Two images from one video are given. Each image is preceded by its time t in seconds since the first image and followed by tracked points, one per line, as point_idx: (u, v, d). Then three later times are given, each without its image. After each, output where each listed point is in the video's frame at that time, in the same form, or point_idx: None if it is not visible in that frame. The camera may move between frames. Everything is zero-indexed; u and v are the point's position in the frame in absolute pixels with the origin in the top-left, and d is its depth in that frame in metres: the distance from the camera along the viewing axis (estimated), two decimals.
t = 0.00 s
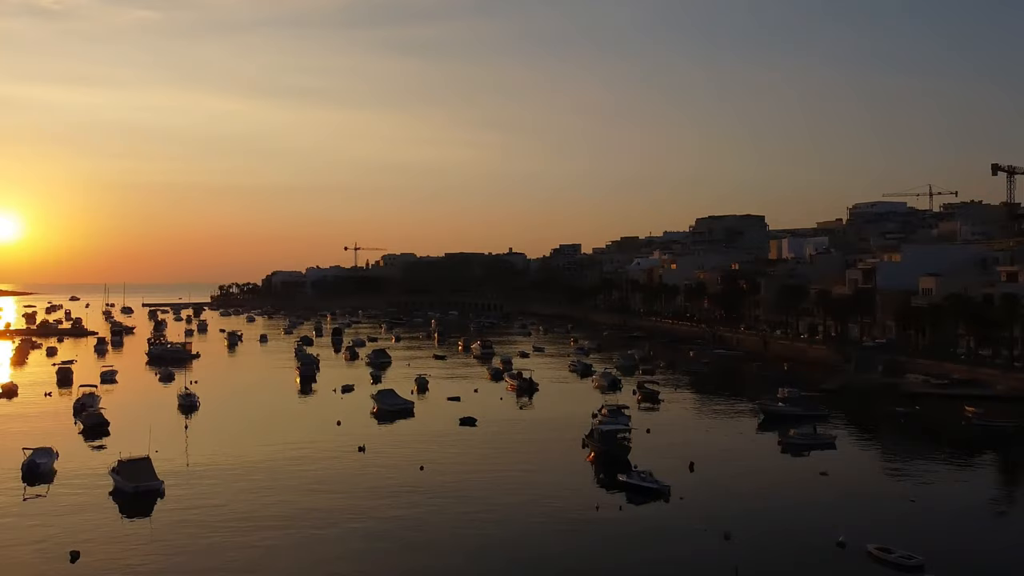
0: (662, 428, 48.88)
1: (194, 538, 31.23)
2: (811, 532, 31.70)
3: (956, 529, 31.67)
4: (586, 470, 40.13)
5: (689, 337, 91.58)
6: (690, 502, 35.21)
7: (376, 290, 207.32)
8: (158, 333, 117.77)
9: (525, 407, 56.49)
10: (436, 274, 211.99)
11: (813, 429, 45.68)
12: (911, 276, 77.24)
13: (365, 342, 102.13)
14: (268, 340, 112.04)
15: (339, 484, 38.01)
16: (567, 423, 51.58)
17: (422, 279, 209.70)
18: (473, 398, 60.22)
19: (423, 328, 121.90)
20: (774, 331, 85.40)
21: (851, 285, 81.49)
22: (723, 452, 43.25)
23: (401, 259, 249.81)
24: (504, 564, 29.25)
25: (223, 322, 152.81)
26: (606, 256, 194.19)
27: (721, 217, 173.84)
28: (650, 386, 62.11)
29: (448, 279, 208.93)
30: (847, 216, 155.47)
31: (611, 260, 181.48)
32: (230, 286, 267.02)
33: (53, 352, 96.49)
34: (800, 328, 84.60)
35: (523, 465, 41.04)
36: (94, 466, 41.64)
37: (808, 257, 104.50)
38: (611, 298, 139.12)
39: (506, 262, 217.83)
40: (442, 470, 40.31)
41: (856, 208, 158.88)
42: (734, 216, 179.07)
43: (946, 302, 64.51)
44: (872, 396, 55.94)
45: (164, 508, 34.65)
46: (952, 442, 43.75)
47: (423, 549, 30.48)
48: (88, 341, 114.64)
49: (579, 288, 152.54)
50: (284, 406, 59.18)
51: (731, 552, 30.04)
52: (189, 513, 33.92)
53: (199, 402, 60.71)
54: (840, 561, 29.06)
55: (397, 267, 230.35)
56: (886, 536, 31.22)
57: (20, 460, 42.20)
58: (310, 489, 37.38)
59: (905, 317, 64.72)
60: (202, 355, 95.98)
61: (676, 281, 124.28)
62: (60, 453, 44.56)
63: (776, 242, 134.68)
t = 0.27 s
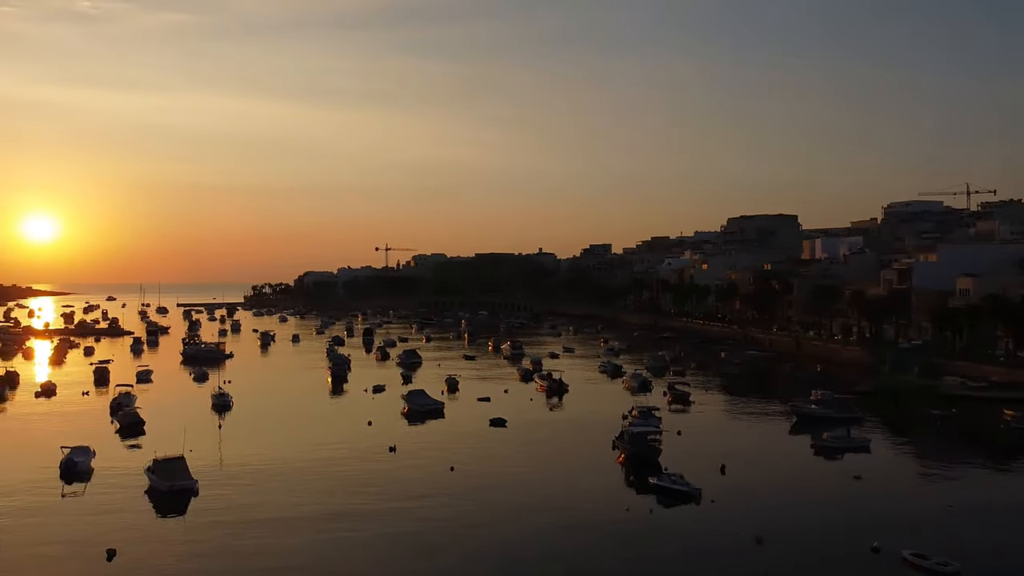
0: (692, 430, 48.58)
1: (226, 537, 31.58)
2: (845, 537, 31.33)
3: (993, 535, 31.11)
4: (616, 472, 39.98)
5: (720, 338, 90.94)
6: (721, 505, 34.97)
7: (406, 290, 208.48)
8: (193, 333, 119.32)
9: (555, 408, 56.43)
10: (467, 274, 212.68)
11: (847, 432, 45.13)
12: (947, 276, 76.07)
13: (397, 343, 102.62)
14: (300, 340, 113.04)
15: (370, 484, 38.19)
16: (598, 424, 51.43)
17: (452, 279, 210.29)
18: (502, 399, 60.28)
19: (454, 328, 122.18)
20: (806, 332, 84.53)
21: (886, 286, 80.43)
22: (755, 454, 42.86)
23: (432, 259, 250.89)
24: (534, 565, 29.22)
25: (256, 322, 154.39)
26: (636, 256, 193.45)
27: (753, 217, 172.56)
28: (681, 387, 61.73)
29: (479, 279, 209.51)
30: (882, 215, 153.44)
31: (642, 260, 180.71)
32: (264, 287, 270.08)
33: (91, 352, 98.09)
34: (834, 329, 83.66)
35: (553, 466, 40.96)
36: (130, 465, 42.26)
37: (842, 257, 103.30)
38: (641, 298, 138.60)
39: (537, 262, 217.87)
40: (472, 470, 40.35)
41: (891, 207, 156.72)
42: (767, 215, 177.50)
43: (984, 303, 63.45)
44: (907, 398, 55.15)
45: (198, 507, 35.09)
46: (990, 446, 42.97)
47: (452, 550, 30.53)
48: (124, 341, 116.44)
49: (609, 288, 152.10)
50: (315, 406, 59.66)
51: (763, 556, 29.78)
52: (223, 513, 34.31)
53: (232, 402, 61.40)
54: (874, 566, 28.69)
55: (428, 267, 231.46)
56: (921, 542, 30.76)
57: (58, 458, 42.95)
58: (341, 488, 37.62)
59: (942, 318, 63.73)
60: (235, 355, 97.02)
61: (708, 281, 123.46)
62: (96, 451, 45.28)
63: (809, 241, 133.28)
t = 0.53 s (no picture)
0: (720, 432, 48.28)
1: (254, 536, 31.87)
2: (875, 541, 31.03)
3: None
4: (642, 474, 39.83)
5: (747, 339, 90.40)
6: (748, 508, 34.74)
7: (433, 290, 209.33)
8: (223, 333, 120.54)
9: (581, 409, 56.38)
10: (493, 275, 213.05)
11: (876, 435, 44.67)
12: (980, 276, 75.04)
13: (423, 343, 103.01)
14: (328, 341, 113.80)
15: (397, 484, 38.39)
16: (625, 425, 51.30)
17: (478, 279, 210.62)
18: (529, 400, 60.33)
19: (480, 329, 122.46)
20: (835, 333, 83.76)
21: (916, 286, 79.48)
22: (783, 457, 42.56)
23: (458, 260, 251.64)
24: (560, 566, 29.24)
25: (284, 322, 155.70)
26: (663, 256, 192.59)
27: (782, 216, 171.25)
28: (708, 388, 61.43)
29: (505, 279, 209.80)
30: (913, 214, 151.47)
31: (669, 261, 180.02)
32: (292, 287, 272.34)
33: (122, 352, 99.42)
34: (863, 330, 82.83)
35: (579, 467, 40.92)
36: (160, 464, 42.78)
37: (872, 257, 102.25)
38: (668, 298, 138.08)
39: (563, 262, 217.77)
40: (499, 471, 40.43)
41: (922, 206, 154.74)
42: (795, 215, 176.05)
43: (1018, 304, 62.47)
44: (938, 400, 54.48)
45: (227, 506, 35.42)
46: None
47: (479, 550, 30.63)
48: (155, 341, 117.86)
49: (636, 288, 151.70)
50: (343, 406, 60.07)
51: (791, 559, 29.59)
52: (252, 511, 34.67)
53: (261, 401, 61.95)
54: (904, 570, 28.40)
55: (454, 268, 232.17)
56: (953, 546, 30.39)
57: (90, 457, 43.57)
58: (368, 487, 37.85)
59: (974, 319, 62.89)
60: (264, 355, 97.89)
61: (735, 281, 122.72)
62: (128, 450, 45.90)
63: (838, 241, 131.99)
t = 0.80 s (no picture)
0: (752, 435, 47.82)
1: (288, 535, 32.19)
2: (911, 547, 30.59)
3: None
4: (673, 477, 39.58)
5: (780, 340, 89.62)
6: (780, 512, 34.42)
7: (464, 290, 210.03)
8: (256, 333, 121.82)
9: (612, 410, 56.20)
10: (524, 275, 213.22)
11: (912, 438, 44.03)
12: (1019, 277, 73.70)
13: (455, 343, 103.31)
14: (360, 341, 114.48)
15: (428, 484, 38.52)
16: (656, 426, 51.04)
17: (509, 279, 210.73)
18: (560, 401, 60.25)
19: (511, 330, 122.62)
20: (870, 334, 82.71)
21: (954, 287, 78.27)
22: (817, 460, 42.12)
23: (489, 260, 252.20)
24: (591, 568, 29.18)
25: (317, 322, 157.00)
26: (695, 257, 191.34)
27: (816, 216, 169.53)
28: (740, 390, 60.95)
29: (536, 279, 209.90)
30: (951, 213, 148.99)
31: (701, 261, 178.95)
32: (324, 287, 274.55)
33: (159, 352, 100.77)
34: (899, 331, 81.71)
35: (610, 469, 40.77)
36: (195, 463, 43.34)
37: (908, 257, 100.84)
38: (700, 299, 137.25)
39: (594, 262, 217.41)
40: (530, 472, 40.42)
41: (961, 205, 152.38)
42: (829, 215, 174.21)
43: None
44: (976, 403, 53.59)
45: (260, 506, 35.80)
46: None
47: (509, 551, 30.67)
48: (190, 340, 119.37)
49: (667, 289, 150.98)
50: (375, 406, 60.42)
51: (824, 564, 29.26)
52: (285, 511, 34.99)
53: (294, 402, 62.47)
54: None
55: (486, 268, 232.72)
56: (991, 552, 29.87)
57: (128, 456, 44.25)
58: (400, 488, 38.02)
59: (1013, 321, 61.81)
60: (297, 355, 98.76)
61: (768, 282, 121.69)
62: (164, 449, 46.55)
63: (874, 241, 130.32)
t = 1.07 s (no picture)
0: (779, 437, 47.45)
1: (314, 535, 32.43)
2: (942, 552, 30.17)
3: None
4: (699, 478, 39.35)
5: (808, 341, 88.85)
6: (807, 515, 34.15)
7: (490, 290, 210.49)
8: (284, 333, 122.77)
9: (638, 411, 55.99)
10: (549, 275, 213.18)
11: (943, 441, 43.45)
12: None
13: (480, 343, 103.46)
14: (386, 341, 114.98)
15: (454, 485, 38.57)
16: (683, 428, 50.75)
17: (535, 280, 210.68)
18: (585, 402, 60.12)
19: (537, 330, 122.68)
20: (900, 335, 81.75)
21: (987, 288, 77.16)
22: (845, 463, 41.68)
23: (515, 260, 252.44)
24: (616, 570, 29.09)
25: (344, 322, 157.94)
26: (722, 257, 190.20)
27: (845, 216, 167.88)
28: (768, 392, 60.46)
29: (561, 279, 209.86)
30: (983, 211, 146.87)
31: (728, 261, 177.88)
32: (351, 287, 276.18)
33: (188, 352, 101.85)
34: (930, 332, 80.71)
35: (636, 471, 40.59)
36: (223, 463, 43.76)
37: (939, 258, 99.57)
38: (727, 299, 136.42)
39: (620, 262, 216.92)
40: (555, 473, 40.36)
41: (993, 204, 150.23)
42: (858, 214, 172.48)
43: None
44: (1010, 406, 52.76)
45: (287, 505, 36.10)
46: None
47: (534, 552, 30.64)
48: (219, 340, 120.55)
49: (694, 290, 150.22)
50: (401, 406, 60.67)
51: (852, 569, 28.97)
52: (311, 511, 35.20)
53: (321, 401, 62.86)
54: None
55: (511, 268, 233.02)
56: None
57: (157, 455, 44.78)
58: (425, 488, 38.11)
59: None
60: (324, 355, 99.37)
61: (796, 282, 120.70)
62: (192, 448, 47.06)
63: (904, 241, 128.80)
